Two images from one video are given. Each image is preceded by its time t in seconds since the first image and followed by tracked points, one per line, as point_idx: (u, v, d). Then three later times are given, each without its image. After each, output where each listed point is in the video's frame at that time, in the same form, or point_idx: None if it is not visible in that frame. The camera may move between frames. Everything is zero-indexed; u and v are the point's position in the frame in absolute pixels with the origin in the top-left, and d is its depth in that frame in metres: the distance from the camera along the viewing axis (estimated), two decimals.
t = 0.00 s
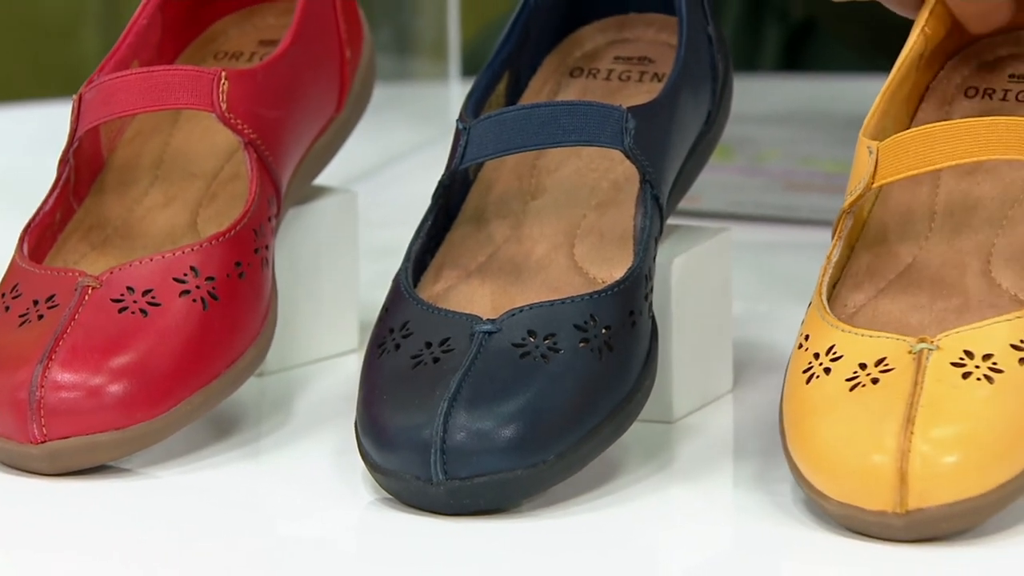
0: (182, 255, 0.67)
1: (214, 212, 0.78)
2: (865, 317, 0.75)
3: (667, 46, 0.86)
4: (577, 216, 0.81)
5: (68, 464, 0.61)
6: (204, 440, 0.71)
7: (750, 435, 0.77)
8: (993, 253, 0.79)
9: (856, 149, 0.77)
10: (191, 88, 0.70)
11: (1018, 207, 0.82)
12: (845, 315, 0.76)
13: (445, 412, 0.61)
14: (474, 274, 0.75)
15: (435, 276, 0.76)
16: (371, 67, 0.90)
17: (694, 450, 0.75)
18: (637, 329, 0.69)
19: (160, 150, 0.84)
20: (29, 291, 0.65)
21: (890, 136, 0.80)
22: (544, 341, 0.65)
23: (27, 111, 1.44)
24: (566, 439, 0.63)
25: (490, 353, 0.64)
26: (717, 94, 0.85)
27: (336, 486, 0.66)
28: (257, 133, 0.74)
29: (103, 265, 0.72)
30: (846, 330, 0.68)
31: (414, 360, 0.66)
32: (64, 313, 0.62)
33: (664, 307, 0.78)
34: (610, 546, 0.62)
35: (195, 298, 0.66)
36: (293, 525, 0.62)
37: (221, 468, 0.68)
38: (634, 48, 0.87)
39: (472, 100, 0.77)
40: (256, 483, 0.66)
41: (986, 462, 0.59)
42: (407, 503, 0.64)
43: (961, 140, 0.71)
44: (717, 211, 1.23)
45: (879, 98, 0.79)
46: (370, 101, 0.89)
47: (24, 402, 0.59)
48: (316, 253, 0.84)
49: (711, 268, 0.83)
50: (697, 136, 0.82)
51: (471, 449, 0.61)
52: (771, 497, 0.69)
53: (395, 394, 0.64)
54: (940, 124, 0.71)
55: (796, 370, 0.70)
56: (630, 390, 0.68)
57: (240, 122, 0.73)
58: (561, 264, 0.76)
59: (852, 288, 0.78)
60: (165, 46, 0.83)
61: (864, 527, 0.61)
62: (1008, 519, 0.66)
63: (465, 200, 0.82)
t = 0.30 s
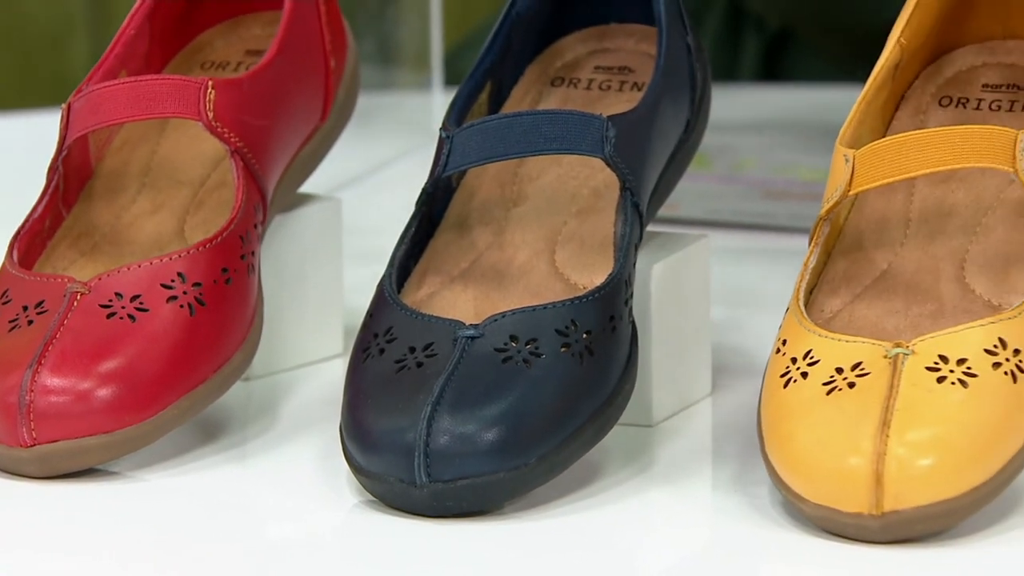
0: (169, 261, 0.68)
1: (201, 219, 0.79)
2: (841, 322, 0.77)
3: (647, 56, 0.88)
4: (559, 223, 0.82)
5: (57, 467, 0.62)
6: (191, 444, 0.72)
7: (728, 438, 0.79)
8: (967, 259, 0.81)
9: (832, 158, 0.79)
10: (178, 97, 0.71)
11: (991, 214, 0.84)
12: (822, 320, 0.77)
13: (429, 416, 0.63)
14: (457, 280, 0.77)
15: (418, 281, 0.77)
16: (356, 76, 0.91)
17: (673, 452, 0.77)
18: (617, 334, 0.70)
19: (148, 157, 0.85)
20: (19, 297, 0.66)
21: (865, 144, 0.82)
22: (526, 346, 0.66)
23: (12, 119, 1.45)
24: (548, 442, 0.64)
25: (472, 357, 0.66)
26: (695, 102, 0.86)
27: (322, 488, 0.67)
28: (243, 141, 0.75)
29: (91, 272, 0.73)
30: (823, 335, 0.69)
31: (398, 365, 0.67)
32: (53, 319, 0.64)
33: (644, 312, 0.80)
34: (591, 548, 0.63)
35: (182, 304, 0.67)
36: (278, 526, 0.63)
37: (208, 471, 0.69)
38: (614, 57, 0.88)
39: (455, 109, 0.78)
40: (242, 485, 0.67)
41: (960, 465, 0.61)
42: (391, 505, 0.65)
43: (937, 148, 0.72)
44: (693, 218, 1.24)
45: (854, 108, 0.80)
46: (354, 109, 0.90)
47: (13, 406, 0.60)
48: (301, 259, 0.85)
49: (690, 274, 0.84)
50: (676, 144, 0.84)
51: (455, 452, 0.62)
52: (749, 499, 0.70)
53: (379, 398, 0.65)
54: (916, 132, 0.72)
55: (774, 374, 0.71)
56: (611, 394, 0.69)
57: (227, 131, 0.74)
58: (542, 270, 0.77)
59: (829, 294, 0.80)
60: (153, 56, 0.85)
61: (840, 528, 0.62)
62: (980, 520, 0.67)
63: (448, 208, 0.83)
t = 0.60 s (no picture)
0: (157, 268, 0.69)
1: (188, 227, 0.80)
2: (819, 329, 0.78)
3: (628, 67, 0.89)
4: (541, 231, 0.83)
5: (46, 471, 0.63)
6: (178, 449, 0.73)
7: (707, 443, 0.80)
8: (942, 267, 0.82)
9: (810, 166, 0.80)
10: (166, 107, 0.72)
11: (966, 222, 0.85)
12: (799, 326, 0.79)
13: (413, 421, 0.64)
14: (441, 287, 0.78)
15: (403, 289, 0.78)
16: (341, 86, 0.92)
17: (654, 457, 0.78)
18: (599, 340, 0.71)
19: (136, 166, 0.86)
20: (8, 304, 0.67)
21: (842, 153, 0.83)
22: (508, 352, 0.68)
23: None
24: (531, 447, 0.65)
25: (456, 363, 0.67)
26: (675, 112, 0.87)
27: (308, 492, 0.68)
28: (230, 150, 0.76)
29: (80, 280, 0.74)
30: (802, 341, 0.71)
31: (383, 371, 0.68)
32: (43, 325, 0.65)
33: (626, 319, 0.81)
34: (574, 551, 0.64)
35: (170, 310, 0.68)
36: (264, 529, 0.64)
37: (196, 476, 0.69)
38: (595, 68, 0.90)
39: (439, 118, 0.79)
40: (230, 489, 0.68)
41: (935, 469, 0.62)
42: (375, 509, 0.66)
43: (914, 157, 0.74)
44: (678, 225, 1.25)
45: (831, 118, 0.82)
46: (339, 119, 0.91)
47: (3, 411, 0.61)
48: (287, 267, 0.86)
49: (670, 281, 0.85)
50: (657, 153, 0.85)
51: (439, 456, 0.63)
52: (727, 502, 0.71)
53: (364, 403, 0.66)
54: (893, 141, 0.74)
55: (753, 380, 0.72)
56: (592, 399, 0.70)
57: (214, 140, 0.75)
58: (525, 277, 0.78)
59: (807, 301, 0.81)
60: (141, 66, 0.86)
61: (818, 531, 0.63)
62: (955, 523, 0.69)
63: (432, 216, 0.84)
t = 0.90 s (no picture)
0: (146, 277, 0.69)
1: (176, 236, 0.81)
2: (797, 336, 0.79)
3: (609, 78, 0.91)
4: (524, 240, 0.84)
5: (37, 477, 0.64)
6: (167, 455, 0.74)
7: (688, 448, 0.81)
8: (919, 275, 0.84)
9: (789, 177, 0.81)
10: (154, 118, 0.73)
11: (942, 231, 0.87)
12: (778, 333, 0.80)
13: (398, 428, 0.65)
14: (426, 294, 0.79)
15: (388, 296, 0.79)
16: (327, 96, 0.93)
17: (636, 461, 0.79)
18: (581, 347, 0.73)
19: (125, 175, 0.87)
20: None
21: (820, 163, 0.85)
22: (492, 359, 0.69)
23: None
24: (514, 453, 0.67)
25: (441, 370, 0.68)
26: (656, 122, 0.89)
27: (296, 497, 0.69)
28: (217, 160, 0.77)
29: (70, 289, 0.75)
30: (780, 348, 0.72)
31: (368, 378, 0.69)
32: (33, 333, 0.66)
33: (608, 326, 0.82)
34: (558, 555, 0.65)
35: (159, 318, 0.68)
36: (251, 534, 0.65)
37: (185, 482, 0.70)
38: (577, 79, 0.91)
39: (424, 128, 0.80)
40: (218, 494, 0.69)
41: (911, 474, 0.63)
42: (361, 514, 0.67)
43: (890, 167, 0.75)
44: (656, 233, 1.27)
45: (809, 129, 0.83)
46: (326, 129, 0.92)
47: None
48: (275, 275, 0.87)
49: (651, 289, 0.87)
50: (638, 162, 0.86)
51: (423, 462, 0.64)
52: (708, 507, 0.73)
53: (350, 409, 0.68)
54: (870, 152, 0.75)
55: (732, 387, 0.74)
56: (575, 406, 0.71)
57: (202, 150, 0.76)
58: (508, 285, 0.80)
59: (786, 308, 0.83)
60: (129, 77, 0.87)
61: (797, 535, 0.65)
62: (931, 527, 0.70)
63: (416, 225, 0.85)
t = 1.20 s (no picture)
0: (134, 284, 0.71)
1: (164, 244, 0.82)
2: (775, 342, 0.81)
3: (590, 89, 0.92)
4: (506, 247, 0.86)
5: (26, 481, 0.65)
6: (155, 462, 0.75)
7: (666, 452, 0.83)
8: (893, 281, 0.85)
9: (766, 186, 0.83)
10: (142, 128, 0.74)
11: (916, 239, 0.89)
12: (756, 340, 0.82)
13: (382, 432, 0.66)
14: (409, 301, 0.80)
15: (372, 304, 0.80)
16: (312, 106, 0.94)
17: (616, 465, 0.81)
18: (562, 353, 0.74)
19: (113, 184, 0.88)
20: None
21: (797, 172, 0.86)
22: (475, 365, 0.70)
23: None
24: (496, 457, 0.68)
25: (424, 376, 0.69)
26: (636, 132, 0.90)
27: (283, 502, 0.71)
28: (204, 170, 0.78)
29: (58, 296, 0.76)
30: (758, 354, 0.73)
31: (353, 384, 0.70)
32: (22, 340, 0.67)
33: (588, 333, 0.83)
34: (541, 559, 0.67)
35: (146, 325, 0.70)
36: (237, 538, 0.66)
37: (173, 487, 0.71)
38: (558, 89, 0.92)
39: (407, 138, 0.81)
40: (205, 499, 0.70)
41: (885, 478, 0.65)
42: (346, 518, 0.68)
43: (865, 176, 0.77)
44: (637, 241, 1.29)
45: (786, 139, 0.85)
46: (310, 138, 0.93)
47: None
48: (260, 282, 0.88)
49: (631, 296, 0.88)
50: (618, 172, 0.88)
51: (407, 466, 0.65)
52: (687, 511, 0.74)
53: (335, 415, 0.69)
54: (845, 161, 0.77)
55: (712, 392, 0.75)
56: (556, 411, 0.72)
57: (189, 159, 0.77)
58: (491, 293, 0.81)
59: (763, 316, 0.84)
60: (117, 88, 0.88)
61: (774, 538, 0.66)
62: (906, 531, 0.72)
63: (400, 233, 0.87)
